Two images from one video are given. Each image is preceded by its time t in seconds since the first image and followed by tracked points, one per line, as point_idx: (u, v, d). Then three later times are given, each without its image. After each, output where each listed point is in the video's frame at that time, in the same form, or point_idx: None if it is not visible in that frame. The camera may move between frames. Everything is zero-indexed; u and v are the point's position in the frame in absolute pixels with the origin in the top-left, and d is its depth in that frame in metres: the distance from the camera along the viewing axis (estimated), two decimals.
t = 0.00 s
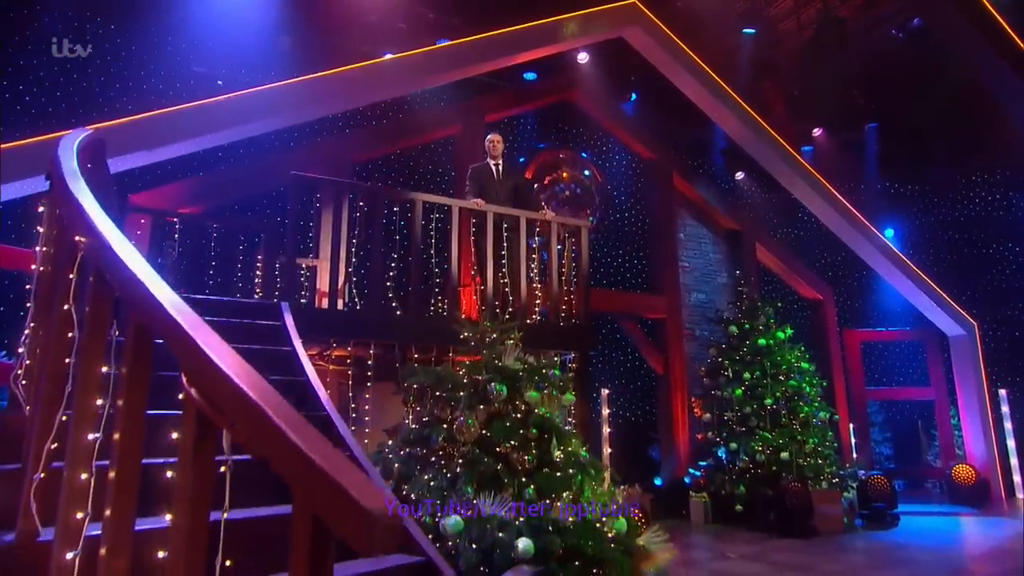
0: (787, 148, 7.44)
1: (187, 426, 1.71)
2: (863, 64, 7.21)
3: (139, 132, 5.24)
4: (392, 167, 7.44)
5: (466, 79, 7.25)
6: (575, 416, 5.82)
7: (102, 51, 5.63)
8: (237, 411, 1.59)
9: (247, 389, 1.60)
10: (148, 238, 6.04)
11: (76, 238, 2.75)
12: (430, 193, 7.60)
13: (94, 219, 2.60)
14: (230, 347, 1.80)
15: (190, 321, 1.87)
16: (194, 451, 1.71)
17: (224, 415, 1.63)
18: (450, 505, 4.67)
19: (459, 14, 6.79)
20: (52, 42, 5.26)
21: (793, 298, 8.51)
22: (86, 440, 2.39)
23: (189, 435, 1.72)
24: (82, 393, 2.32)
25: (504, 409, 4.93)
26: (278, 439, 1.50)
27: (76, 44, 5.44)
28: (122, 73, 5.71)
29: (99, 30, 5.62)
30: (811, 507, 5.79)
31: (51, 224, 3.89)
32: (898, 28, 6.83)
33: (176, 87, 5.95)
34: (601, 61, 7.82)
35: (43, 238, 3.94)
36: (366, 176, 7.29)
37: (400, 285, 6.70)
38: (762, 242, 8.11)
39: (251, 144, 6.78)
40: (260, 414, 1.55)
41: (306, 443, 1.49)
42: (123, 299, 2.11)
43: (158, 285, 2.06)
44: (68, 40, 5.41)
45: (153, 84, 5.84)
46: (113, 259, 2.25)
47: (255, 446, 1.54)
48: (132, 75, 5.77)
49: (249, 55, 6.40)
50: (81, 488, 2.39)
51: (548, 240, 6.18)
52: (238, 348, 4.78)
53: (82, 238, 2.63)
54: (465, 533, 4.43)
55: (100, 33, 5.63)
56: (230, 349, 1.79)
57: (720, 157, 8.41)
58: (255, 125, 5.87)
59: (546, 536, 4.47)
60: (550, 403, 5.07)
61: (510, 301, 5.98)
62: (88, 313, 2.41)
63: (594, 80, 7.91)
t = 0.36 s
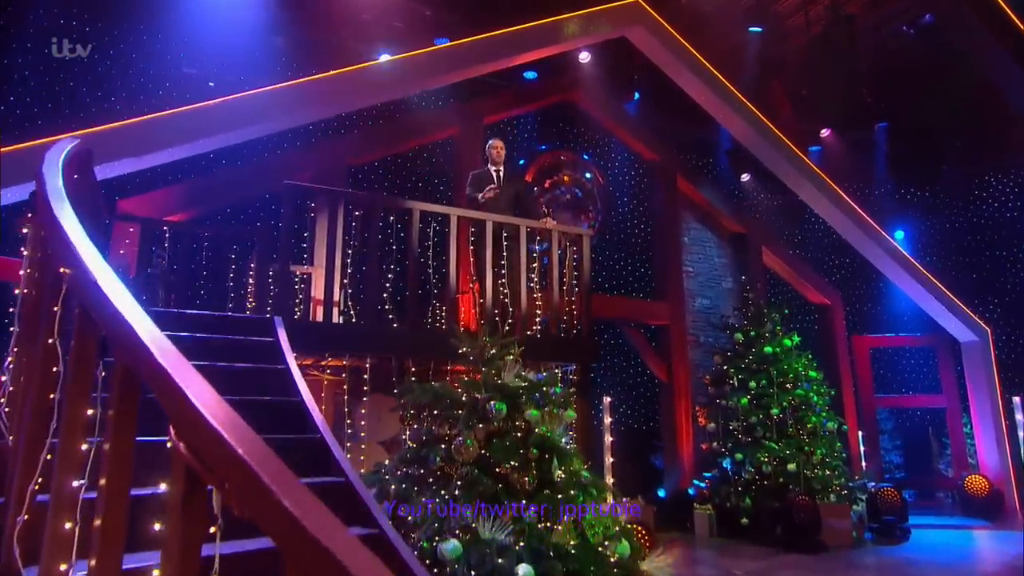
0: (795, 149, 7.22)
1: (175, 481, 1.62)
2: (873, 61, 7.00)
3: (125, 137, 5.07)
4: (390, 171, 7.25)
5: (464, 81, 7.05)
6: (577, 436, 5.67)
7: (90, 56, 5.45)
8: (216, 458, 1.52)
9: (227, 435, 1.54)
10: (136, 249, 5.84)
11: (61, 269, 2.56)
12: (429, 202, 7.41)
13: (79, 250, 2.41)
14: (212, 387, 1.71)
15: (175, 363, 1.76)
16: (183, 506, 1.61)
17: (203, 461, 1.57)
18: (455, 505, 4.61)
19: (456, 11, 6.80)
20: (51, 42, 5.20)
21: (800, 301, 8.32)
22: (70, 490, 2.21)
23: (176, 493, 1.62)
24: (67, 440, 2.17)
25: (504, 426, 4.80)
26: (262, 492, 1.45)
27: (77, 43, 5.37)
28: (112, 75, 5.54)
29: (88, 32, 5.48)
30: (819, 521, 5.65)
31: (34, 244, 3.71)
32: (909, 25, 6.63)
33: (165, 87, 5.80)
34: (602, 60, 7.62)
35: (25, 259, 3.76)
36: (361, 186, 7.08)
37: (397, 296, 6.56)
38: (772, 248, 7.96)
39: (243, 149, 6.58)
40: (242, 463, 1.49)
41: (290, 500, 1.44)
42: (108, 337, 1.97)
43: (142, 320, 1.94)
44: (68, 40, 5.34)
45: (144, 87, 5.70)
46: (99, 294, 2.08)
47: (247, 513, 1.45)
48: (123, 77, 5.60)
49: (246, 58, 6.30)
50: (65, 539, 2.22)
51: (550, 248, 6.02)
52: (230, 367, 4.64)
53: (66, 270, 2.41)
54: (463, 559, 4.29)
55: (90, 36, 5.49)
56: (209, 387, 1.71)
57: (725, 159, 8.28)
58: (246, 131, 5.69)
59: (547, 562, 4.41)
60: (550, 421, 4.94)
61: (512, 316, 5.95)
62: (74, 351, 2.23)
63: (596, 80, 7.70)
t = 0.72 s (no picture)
0: (804, 150, 6.99)
1: (166, 538, 1.62)
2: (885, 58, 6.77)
3: (111, 144, 4.87)
4: (387, 176, 6.93)
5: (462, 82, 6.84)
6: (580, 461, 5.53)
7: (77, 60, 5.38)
8: (185, 492, 1.53)
9: (209, 488, 1.51)
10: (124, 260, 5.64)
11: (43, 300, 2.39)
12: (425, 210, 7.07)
13: (62, 279, 2.26)
14: (175, 407, 1.74)
15: (145, 391, 1.75)
16: (171, 561, 1.61)
17: (170, 494, 1.57)
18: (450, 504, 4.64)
19: (453, 8, 6.78)
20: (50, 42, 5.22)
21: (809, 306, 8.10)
22: (54, 540, 2.04)
23: (167, 550, 1.62)
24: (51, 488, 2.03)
25: (504, 446, 4.76)
26: (244, 549, 1.42)
27: (77, 43, 5.37)
28: (104, 80, 5.48)
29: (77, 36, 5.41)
30: (830, 536, 5.50)
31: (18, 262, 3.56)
32: (923, 19, 6.44)
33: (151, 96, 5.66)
34: (605, 59, 7.37)
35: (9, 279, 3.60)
36: (352, 195, 6.75)
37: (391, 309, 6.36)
38: (779, 251, 7.64)
39: (232, 153, 6.36)
40: (217, 510, 1.47)
41: (263, 544, 1.43)
42: (83, 363, 1.95)
43: (114, 343, 1.94)
44: (69, 40, 5.35)
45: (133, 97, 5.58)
46: (70, 317, 2.03)
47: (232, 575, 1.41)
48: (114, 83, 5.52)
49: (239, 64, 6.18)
50: None
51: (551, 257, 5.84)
52: (222, 387, 4.50)
53: (45, 301, 2.29)
54: None
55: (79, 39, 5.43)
56: (172, 408, 1.73)
57: (733, 160, 8.02)
58: (237, 136, 5.47)
59: None
60: (553, 443, 4.90)
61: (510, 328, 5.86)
62: (57, 391, 2.08)
63: (598, 79, 7.47)
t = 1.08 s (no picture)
0: (818, 150, 6.71)
1: None
2: (902, 53, 6.49)
3: (92, 149, 4.67)
4: (382, 179, 6.62)
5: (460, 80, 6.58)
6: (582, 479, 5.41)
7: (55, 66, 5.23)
8: (152, 529, 1.45)
9: (183, 537, 1.41)
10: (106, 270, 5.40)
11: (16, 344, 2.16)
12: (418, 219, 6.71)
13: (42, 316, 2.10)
14: (146, 441, 1.68)
15: (116, 424, 1.69)
16: None
17: (138, 533, 1.48)
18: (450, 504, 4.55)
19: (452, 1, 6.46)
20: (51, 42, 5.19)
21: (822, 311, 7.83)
22: None
23: None
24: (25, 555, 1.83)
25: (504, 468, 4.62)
26: None
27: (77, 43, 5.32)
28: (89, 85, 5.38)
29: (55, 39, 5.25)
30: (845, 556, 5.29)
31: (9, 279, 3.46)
32: (943, 10, 6.07)
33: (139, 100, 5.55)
34: (609, 55, 7.07)
35: None
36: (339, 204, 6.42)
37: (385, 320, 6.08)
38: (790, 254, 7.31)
39: (221, 155, 6.14)
40: (189, 561, 1.37)
41: None
42: (57, 399, 1.86)
43: (90, 377, 1.86)
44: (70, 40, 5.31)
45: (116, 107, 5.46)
46: (45, 350, 1.94)
47: None
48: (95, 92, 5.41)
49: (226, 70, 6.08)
50: None
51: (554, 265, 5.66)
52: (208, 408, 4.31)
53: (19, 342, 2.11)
54: None
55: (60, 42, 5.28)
56: (145, 443, 1.66)
57: (743, 162, 7.77)
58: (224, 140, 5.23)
59: None
60: (556, 464, 4.75)
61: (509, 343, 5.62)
62: (34, 430, 1.90)
63: (601, 76, 7.18)
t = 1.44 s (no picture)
0: (832, 147, 6.40)
1: None
2: (923, 44, 6.19)
3: (69, 149, 4.38)
4: (375, 181, 6.29)
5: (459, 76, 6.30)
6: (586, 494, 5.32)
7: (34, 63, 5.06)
8: (120, 562, 1.74)
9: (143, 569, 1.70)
10: (86, 280, 5.15)
11: None
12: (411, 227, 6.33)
13: (13, 340, 2.30)
14: (107, 460, 2.01)
15: (81, 450, 2.00)
16: None
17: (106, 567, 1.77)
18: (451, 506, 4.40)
19: None
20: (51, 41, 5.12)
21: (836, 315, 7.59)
22: None
23: None
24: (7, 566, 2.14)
25: (505, 492, 4.51)
26: None
27: (77, 43, 5.25)
28: (70, 82, 5.21)
29: (33, 40, 5.09)
30: None
31: None
32: None
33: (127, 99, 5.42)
34: (613, 48, 6.77)
35: None
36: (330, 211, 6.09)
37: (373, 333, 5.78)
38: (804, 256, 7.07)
39: (202, 158, 5.80)
40: None
41: None
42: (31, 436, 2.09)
43: (63, 410, 2.12)
44: (69, 39, 5.24)
45: (100, 104, 5.29)
46: (15, 382, 2.17)
47: None
48: (74, 89, 5.21)
49: (211, 69, 5.86)
50: None
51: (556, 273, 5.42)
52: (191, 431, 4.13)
53: None
54: None
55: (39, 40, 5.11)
56: (116, 482, 1.94)
57: (753, 159, 7.53)
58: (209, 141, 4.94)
59: None
60: (558, 486, 4.62)
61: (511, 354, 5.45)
62: (11, 466, 2.16)
63: (605, 70, 6.89)
